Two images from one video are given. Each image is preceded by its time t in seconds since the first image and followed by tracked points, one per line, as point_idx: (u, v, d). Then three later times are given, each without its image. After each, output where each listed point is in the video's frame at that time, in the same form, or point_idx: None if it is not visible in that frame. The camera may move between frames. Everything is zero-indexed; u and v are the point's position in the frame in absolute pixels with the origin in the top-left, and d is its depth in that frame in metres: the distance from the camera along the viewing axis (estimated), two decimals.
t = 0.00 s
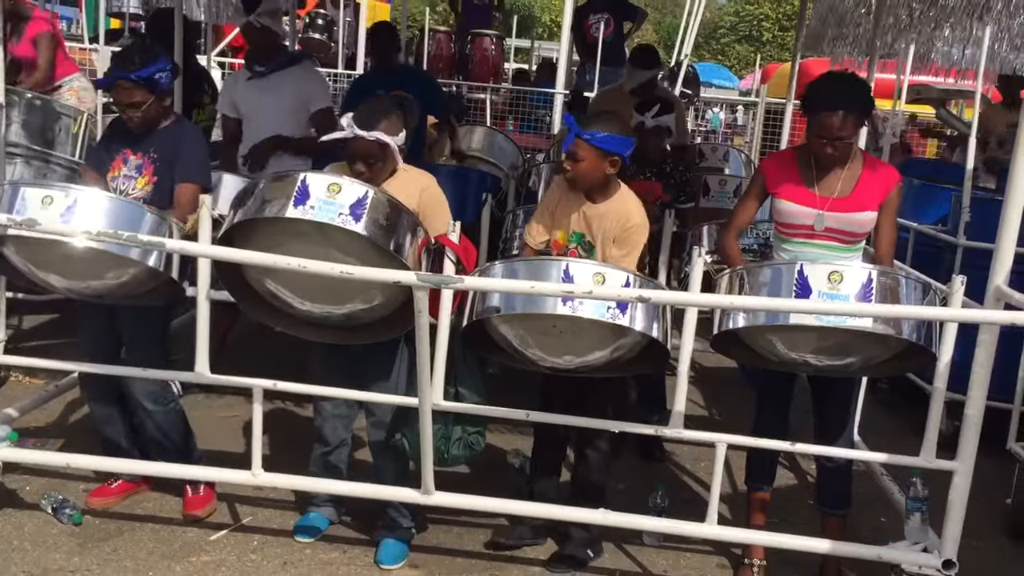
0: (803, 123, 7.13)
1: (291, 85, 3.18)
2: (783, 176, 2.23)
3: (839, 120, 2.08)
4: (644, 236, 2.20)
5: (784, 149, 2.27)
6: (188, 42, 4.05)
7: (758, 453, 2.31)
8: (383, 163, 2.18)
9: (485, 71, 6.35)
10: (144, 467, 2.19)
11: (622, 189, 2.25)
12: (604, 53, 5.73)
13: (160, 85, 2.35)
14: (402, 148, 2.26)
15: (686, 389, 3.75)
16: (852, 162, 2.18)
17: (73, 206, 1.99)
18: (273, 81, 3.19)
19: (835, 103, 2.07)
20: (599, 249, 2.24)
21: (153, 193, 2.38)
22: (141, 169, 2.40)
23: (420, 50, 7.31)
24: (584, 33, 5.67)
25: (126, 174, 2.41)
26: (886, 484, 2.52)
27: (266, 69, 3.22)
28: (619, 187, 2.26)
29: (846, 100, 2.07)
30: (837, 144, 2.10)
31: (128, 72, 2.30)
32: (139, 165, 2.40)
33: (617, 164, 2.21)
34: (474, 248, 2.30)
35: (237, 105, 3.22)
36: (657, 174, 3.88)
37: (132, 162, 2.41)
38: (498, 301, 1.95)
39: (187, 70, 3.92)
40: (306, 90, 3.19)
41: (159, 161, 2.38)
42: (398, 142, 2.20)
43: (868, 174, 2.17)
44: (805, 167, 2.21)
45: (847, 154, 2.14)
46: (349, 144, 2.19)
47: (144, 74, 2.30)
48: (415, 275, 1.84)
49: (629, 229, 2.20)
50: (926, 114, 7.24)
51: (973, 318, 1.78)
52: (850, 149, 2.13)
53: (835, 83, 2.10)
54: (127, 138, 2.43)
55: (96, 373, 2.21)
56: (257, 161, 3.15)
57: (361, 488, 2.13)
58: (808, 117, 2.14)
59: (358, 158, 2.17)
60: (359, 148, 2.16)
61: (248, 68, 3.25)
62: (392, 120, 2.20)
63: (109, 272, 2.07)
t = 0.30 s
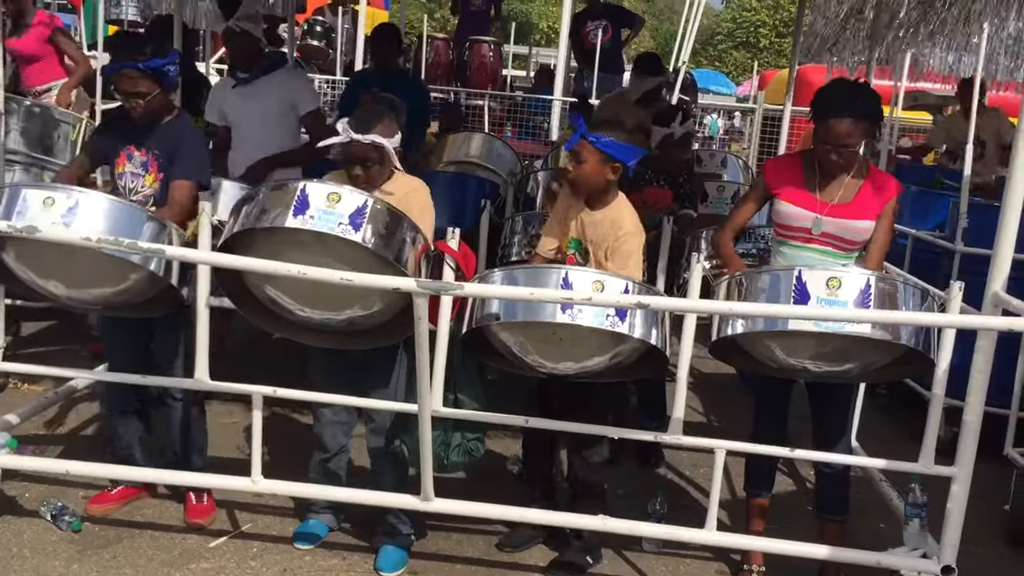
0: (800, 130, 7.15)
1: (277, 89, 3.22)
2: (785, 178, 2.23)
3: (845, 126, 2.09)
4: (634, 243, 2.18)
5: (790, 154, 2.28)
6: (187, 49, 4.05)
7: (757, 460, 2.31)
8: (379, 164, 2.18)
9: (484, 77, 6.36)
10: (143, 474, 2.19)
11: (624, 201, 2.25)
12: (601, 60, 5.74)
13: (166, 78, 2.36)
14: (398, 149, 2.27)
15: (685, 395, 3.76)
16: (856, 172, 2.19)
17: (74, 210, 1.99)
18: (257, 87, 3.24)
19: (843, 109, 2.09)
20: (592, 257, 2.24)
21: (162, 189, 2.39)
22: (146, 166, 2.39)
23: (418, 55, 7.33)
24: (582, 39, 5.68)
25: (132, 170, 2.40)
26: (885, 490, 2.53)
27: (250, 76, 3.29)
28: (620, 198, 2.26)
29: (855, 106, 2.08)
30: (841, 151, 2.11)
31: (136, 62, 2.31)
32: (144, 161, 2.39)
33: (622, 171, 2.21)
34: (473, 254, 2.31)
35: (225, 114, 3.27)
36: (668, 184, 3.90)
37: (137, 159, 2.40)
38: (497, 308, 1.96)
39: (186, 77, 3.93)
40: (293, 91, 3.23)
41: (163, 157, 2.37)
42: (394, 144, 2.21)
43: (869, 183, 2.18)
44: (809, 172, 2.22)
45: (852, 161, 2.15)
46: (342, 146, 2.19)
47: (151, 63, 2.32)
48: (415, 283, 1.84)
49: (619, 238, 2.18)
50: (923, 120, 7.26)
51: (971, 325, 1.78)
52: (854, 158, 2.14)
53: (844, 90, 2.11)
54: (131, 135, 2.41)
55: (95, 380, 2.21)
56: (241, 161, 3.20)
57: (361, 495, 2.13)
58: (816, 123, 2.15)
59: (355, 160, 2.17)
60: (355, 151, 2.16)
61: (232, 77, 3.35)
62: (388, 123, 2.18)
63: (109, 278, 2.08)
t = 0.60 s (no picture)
0: (794, 132, 7.17)
1: (272, 95, 3.24)
2: (780, 181, 2.24)
3: (838, 129, 2.09)
4: (643, 217, 2.26)
5: (782, 156, 2.28)
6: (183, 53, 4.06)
7: (753, 461, 2.32)
8: (362, 163, 2.18)
9: (479, 81, 6.37)
10: (141, 477, 2.19)
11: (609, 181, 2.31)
12: (596, 63, 5.75)
13: (172, 95, 2.36)
14: (380, 148, 2.26)
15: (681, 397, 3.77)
16: (850, 173, 2.19)
17: (72, 213, 1.99)
18: (255, 92, 3.25)
19: (834, 112, 2.09)
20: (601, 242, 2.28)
21: (181, 207, 2.39)
22: (163, 184, 2.39)
23: (413, 59, 7.33)
24: (576, 42, 5.70)
25: (148, 189, 2.39)
26: (881, 491, 2.53)
27: (247, 81, 3.28)
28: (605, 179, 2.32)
29: (845, 108, 2.09)
30: (837, 153, 2.11)
31: (141, 83, 2.32)
32: (160, 179, 2.39)
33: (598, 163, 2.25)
34: (469, 256, 2.31)
35: (218, 115, 3.26)
36: (680, 189, 3.77)
37: (151, 177, 2.40)
38: (495, 310, 1.96)
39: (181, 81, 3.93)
40: (289, 98, 3.24)
41: (182, 174, 2.39)
42: (373, 142, 2.20)
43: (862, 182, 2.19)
44: (802, 174, 2.22)
45: (846, 164, 2.14)
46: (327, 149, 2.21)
47: (156, 83, 2.32)
48: (412, 285, 1.85)
49: (630, 214, 2.26)
50: (916, 123, 7.28)
51: (966, 325, 1.79)
52: (849, 159, 2.14)
53: (834, 94, 2.12)
54: (142, 154, 2.42)
55: (93, 384, 2.21)
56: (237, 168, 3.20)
57: (359, 497, 2.13)
58: (808, 127, 2.15)
59: (339, 160, 2.17)
60: (337, 151, 2.16)
61: (229, 80, 3.30)
62: (367, 122, 2.19)
63: (107, 282, 2.08)
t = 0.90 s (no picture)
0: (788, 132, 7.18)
1: (294, 100, 3.27)
2: (769, 180, 2.25)
3: (822, 126, 2.10)
4: (639, 205, 2.29)
5: (769, 156, 2.29)
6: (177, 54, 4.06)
7: (748, 459, 2.33)
8: (360, 165, 2.19)
9: (473, 81, 6.38)
10: (136, 479, 2.19)
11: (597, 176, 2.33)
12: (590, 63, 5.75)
13: (155, 76, 2.36)
14: (381, 151, 2.25)
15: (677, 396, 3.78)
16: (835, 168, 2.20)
17: (66, 216, 1.99)
18: (277, 98, 3.27)
19: (817, 112, 2.10)
20: (601, 234, 2.29)
21: (157, 192, 2.39)
22: (139, 170, 2.40)
23: (408, 59, 7.34)
24: (571, 42, 5.70)
25: (123, 176, 2.40)
26: (875, 488, 2.54)
27: (270, 84, 3.30)
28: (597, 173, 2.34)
29: (825, 106, 2.09)
30: (825, 150, 2.12)
31: (126, 61, 2.32)
32: (136, 166, 2.40)
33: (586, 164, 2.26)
34: (464, 256, 2.32)
35: (236, 116, 3.28)
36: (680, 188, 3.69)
37: (127, 163, 2.40)
38: (490, 310, 1.96)
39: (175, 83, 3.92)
40: (308, 105, 3.27)
41: (159, 161, 2.39)
42: (373, 145, 2.20)
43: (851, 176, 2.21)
44: (789, 173, 2.23)
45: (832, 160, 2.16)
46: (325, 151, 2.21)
47: (141, 62, 2.33)
48: (407, 285, 1.85)
49: (624, 204, 2.28)
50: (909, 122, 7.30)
51: (960, 323, 1.80)
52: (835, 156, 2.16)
53: (815, 92, 2.13)
54: (119, 137, 2.43)
55: (87, 385, 2.21)
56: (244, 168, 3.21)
57: (355, 498, 2.13)
58: (792, 128, 2.16)
59: (337, 163, 2.18)
60: (336, 153, 2.17)
61: (251, 80, 3.33)
62: (366, 123, 2.18)
63: (101, 283, 2.08)
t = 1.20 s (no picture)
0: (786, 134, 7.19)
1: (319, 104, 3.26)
2: (765, 181, 2.25)
3: (812, 127, 2.12)
4: (645, 230, 2.27)
5: (766, 158, 2.30)
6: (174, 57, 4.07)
7: (745, 461, 2.33)
8: (357, 171, 2.20)
9: (471, 83, 6.39)
10: (134, 481, 2.19)
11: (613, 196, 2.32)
12: (588, 65, 5.77)
13: (145, 89, 2.37)
14: (374, 155, 2.25)
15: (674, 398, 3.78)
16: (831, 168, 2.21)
17: (64, 218, 1.99)
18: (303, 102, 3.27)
19: (807, 111, 2.12)
20: (603, 255, 2.29)
21: (144, 202, 2.41)
22: (127, 178, 2.40)
23: (406, 61, 7.35)
24: (568, 44, 5.70)
25: (111, 182, 2.41)
26: (872, 490, 2.55)
27: (299, 89, 3.30)
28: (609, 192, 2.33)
29: (812, 107, 2.11)
30: (818, 150, 2.14)
31: (116, 75, 2.33)
32: (125, 173, 2.41)
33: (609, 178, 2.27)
34: (461, 259, 2.32)
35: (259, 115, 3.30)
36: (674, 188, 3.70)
37: (117, 170, 2.41)
38: (487, 312, 1.97)
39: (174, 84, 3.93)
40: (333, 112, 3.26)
41: (148, 170, 2.40)
42: (370, 149, 2.20)
43: (848, 178, 2.21)
44: (785, 174, 2.24)
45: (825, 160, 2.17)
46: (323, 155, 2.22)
47: (131, 76, 2.33)
48: (405, 287, 1.85)
49: (632, 227, 2.27)
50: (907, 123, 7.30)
51: (956, 325, 1.81)
52: (828, 157, 2.17)
53: (804, 93, 2.15)
54: (110, 146, 2.44)
55: (84, 388, 2.21)
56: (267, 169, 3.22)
57: (353, 500, 2.14)
58: (784, 130, 2.17)
59: (333, 168, 2.19)
60: (332, 159, 2.17)
61: (279, 84, 3.33)
62: (362, 128, 2.18)
63: (99, 286, 2.08)
